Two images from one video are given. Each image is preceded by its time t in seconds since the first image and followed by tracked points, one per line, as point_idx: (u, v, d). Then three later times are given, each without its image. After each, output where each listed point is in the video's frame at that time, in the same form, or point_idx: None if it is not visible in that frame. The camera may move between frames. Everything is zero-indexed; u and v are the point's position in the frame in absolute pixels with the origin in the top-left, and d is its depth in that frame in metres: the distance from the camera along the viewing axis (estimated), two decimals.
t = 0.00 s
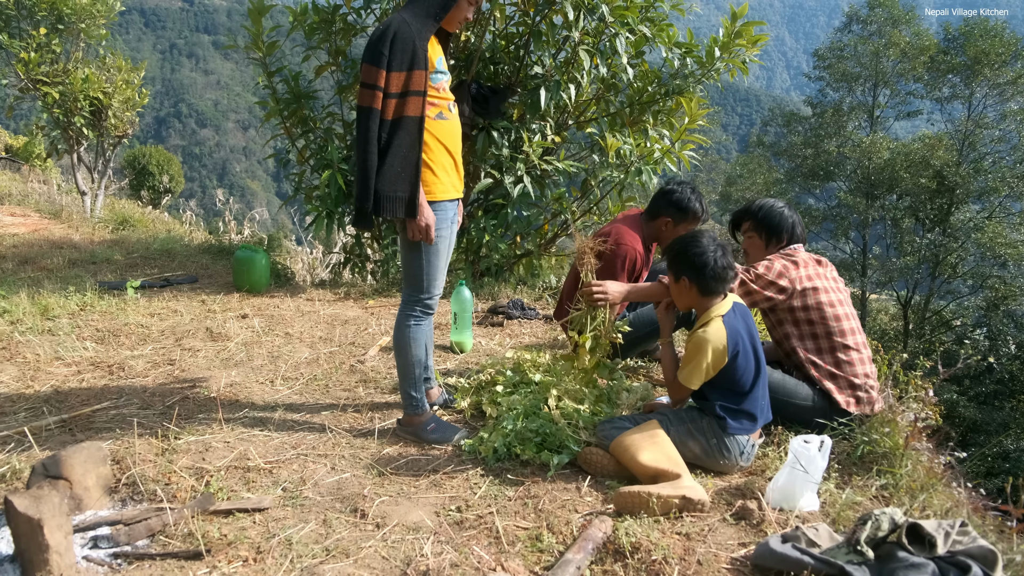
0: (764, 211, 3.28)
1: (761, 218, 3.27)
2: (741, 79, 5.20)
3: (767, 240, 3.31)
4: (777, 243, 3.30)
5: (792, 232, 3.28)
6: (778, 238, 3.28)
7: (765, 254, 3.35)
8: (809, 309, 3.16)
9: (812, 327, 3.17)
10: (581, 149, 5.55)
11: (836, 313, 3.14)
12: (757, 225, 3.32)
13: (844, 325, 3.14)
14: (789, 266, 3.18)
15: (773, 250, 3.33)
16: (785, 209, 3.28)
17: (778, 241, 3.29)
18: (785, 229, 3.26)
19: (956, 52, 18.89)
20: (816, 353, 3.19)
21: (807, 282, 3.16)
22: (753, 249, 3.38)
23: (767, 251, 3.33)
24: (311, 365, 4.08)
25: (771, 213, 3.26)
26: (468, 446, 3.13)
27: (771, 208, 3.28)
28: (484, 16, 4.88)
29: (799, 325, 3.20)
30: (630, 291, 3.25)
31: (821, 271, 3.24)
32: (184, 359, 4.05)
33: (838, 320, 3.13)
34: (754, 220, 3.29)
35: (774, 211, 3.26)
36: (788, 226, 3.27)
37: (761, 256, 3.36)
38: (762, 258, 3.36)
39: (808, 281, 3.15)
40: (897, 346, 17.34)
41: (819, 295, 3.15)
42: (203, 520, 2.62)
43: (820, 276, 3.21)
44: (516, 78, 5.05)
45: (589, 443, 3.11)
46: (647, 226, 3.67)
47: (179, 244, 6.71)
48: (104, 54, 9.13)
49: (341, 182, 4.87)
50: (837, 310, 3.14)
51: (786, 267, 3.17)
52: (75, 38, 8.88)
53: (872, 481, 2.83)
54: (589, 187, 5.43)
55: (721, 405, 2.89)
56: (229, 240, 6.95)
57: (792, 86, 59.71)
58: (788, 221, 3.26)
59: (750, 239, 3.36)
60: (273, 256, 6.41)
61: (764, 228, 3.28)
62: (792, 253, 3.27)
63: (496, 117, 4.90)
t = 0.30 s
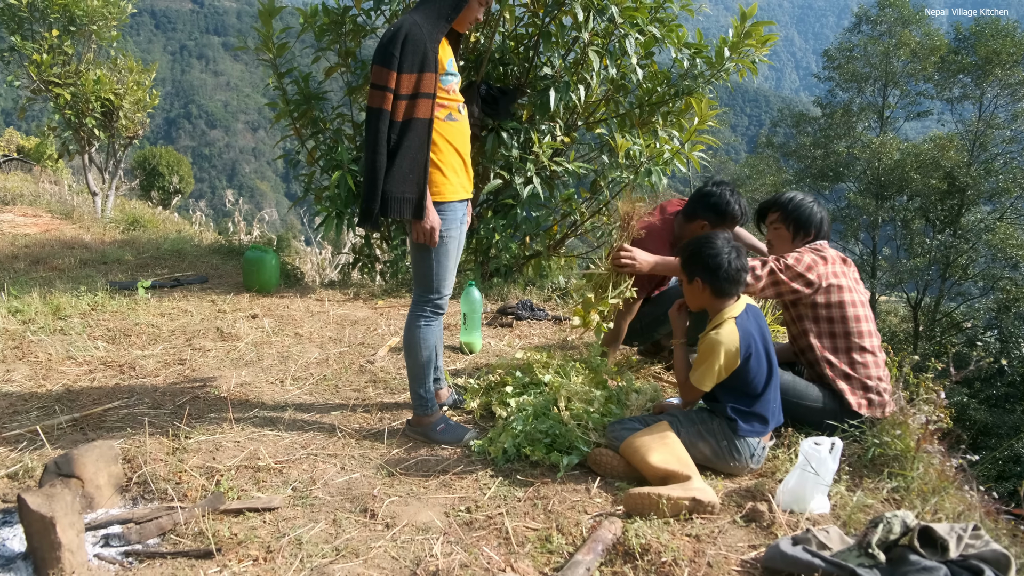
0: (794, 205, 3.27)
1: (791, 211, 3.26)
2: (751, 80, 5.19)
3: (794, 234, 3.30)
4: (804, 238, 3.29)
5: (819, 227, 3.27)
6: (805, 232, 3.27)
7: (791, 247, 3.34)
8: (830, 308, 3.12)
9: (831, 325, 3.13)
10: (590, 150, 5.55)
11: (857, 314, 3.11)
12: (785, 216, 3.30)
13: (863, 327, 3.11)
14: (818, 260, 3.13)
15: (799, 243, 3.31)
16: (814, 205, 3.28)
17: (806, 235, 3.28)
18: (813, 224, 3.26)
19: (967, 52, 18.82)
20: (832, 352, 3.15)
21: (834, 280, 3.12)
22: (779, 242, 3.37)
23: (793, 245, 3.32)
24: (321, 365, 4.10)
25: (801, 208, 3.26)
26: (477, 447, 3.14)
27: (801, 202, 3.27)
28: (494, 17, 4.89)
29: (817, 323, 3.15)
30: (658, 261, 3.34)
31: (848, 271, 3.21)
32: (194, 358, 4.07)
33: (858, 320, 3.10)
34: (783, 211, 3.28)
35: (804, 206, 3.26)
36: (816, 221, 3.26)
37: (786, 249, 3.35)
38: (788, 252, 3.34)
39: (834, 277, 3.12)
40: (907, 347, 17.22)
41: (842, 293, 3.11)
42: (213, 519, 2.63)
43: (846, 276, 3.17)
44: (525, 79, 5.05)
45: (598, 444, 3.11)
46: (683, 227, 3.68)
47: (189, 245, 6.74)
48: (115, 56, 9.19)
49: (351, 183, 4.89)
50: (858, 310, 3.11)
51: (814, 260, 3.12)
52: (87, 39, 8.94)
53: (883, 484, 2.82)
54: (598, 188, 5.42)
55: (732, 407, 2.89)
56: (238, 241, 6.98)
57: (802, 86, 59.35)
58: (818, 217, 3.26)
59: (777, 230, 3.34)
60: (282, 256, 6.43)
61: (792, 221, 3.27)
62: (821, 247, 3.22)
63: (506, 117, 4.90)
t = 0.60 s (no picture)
0: (828, 201, 3.20)
1: (824, 207, 3.19)
2: (766, 80, 5.17)
3: (825, 230, 3.24)
4: (834, 235, 3.23)
5: (849, 224, 3.21)
6: (837, 229, 3.21)
7: (820, 244, 3.27)
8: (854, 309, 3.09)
9: (854, 326, 3.11)
10: (604, 151, 5.55)
11: (882, 318, 3.08)
12: (817, 211, 3.23)
13: (887, 331, 3.09)
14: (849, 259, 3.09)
15: (829, 241, 3.25)
16: (846, 202, 3.22)
17: (837, 232, 3.22)
18: (846, 222, 3.20)
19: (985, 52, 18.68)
20: (853, 353, 3.14)
21: (864, 281, 3.08)
22: (808, 238, 3.31)
23: (823, 241, 3.26)
24: (335, 365, 4.12)
25: (835, 205, 3.19)
26: (492, 448, 3.14)
27: (835, 200, 3.20)
28: (508, 18, 4.90)
29: (841, 323, 3.13)
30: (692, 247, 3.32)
31: (877, 274, 3.17)
32: (209, 358, 4.10)
33: (882, 323, 3.08)
34: (816, 206, 3.21)
35: (838, 203, 3.19)
36: (848, 219, 3.20)
37: (816, 246, 3.28)
38: (816, 249, 3.28)
39: (863, 279, 3.08)
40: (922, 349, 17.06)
41: (870, 297, 3.07)
42: (229, 518, 2.65)
43: (875, 279, 3.14)
44: (540, 80, 5.06)
45: (613, 446, 3.11)
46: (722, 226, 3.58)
47: (205, 245, 6.79)
48: (132, 57, 9.28)
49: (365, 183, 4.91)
50: (883, 314, 3.09)
51: (845, 259, 3.08)
52: (104, 41, 9.03)
53: (901, 487, 2.81)
54: (612, 188, 5.42)
55: (748, 409, 2.89)
56: (253, 241, 7.02)
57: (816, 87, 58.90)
58: (851, 215, 3.20)
59: (807, 225, 3.27)
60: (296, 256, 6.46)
61: (824, 217, 3.21)
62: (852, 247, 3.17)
63: (520, 118, 4.90)
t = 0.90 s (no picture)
0: (863, 200, 3.12)
1: (859, 207, 3.12)
2: (789, 82, 5.15)
3: (858, 232, 3.16)
4: (868, 237, 3.15)
5: (884, 226, 3.13)
6: (870, 230, 3.13)
7: (853, 247, 3.20)
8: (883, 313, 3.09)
9: (883, 329, 3.09)
10: (625, 153, 5.54)
11: (913, 322, 3.07)
12: (851, 212, 3.16)
13: (916, 334, 3.06)
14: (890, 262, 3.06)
15: (862, 243, 3.17)
16: (883, 203, 3.14)
17: (871, 236, 3.15)
18: (880, 220, 3.11)
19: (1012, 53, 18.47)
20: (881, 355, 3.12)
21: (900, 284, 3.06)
22: (840, 239, 3.22)
23: (857, 244, 3.18)
24: (356, 367, 4.14)
25: (870, 204, 3.12)
26: (512, 450, 3.15)
27: (871, 198, 3.12)
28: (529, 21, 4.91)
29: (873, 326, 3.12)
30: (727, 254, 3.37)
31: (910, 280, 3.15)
32: (232, 359, 4.14)
33: (911, 326, 3.06)
34: (851, 206, 3.13)
35: (873, 201, 3.11)
36: (883, 220, 3.13)
37: (848, 249, 3.21)
38: (849, 252, 3.21)
39: (900, 282, 3.05)
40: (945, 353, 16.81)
41: (902, 301, 3.06)
42: (251, 518, 2.67)
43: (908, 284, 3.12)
44: (560, 82, 5.07)
45: (634, 449, 3.10)
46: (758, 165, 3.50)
47: (227, 247, 6.85)
48: (156, 60, 9.40)
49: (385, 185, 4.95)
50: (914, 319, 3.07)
51: (886, 260, 3.05)
52: (128, 45, 9.15)
53: (926, 493, 2.78)
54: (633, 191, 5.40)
55: (767, 415, 2.87)
56: (274, 243, 7.08)
57: (838, 88, 58.23)
58: (886, 216, 3.12)
59: (840, 225, 3.19)
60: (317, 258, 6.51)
61: (858, 218, 3.13)
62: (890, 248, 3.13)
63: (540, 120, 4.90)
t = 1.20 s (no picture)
0: (883, 204, 3.09)
1: (878, 212, 3.08)
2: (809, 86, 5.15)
3: (876, 237, 3.13)
4: (887, 243, 3.13)
5: (904, 231, 3.11)
6: (890, 236, 3.11)
7: (871, 254, 3.17)
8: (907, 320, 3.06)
9: (907, 336, 3.06)
10: (644, 157, 5.53)
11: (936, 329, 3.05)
12: (869, 218, 3.13)
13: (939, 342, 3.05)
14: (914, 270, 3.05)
15: (880, 250, 3.15)
16: (903, 208, 3.11)
17: (890, 243, 3.13)
18: (899, 225, 3.08)
19: None
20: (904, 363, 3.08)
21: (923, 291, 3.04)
22: (858, 246, 3.20)
23: (876, 251, 3.16)
24: (375, 369, 4.16)
25: (890, 208, 3.08)
26: (531, 454, 3.15)
27: (892, 202, 3.09)
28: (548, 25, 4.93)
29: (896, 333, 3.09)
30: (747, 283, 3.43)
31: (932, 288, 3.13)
32: (252, 361, 4.18)
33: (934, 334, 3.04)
34: (870, 211, 3.10)
35: (894, 206, 3.08)
36: (903, 225, 3.10)
37: (866, 256, 3.18)
38: (867, 259, 3.18)
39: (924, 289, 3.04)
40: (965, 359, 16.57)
41: (924, 308, 3.04)
42: (271, 519, 2.69)
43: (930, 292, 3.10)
44: (579, 86, 5.07)
45: (652, 455, 3.10)
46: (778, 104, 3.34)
47: (246, 249, 6.91)
48: (178, 64, 9.50)
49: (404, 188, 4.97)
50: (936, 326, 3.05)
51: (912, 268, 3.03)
52: (151, 49, 9.26)
53: (950, 501, 2.76)
54: (652, 195, 5.39)
55: (783, 420, 2.85)
56: (294, 246, 7.13)
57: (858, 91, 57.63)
58: (905, 220, 3.09)
59: (858, 231, 3.16)
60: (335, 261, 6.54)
61: (877, 224, 3.11)
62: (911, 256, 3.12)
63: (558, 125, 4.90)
